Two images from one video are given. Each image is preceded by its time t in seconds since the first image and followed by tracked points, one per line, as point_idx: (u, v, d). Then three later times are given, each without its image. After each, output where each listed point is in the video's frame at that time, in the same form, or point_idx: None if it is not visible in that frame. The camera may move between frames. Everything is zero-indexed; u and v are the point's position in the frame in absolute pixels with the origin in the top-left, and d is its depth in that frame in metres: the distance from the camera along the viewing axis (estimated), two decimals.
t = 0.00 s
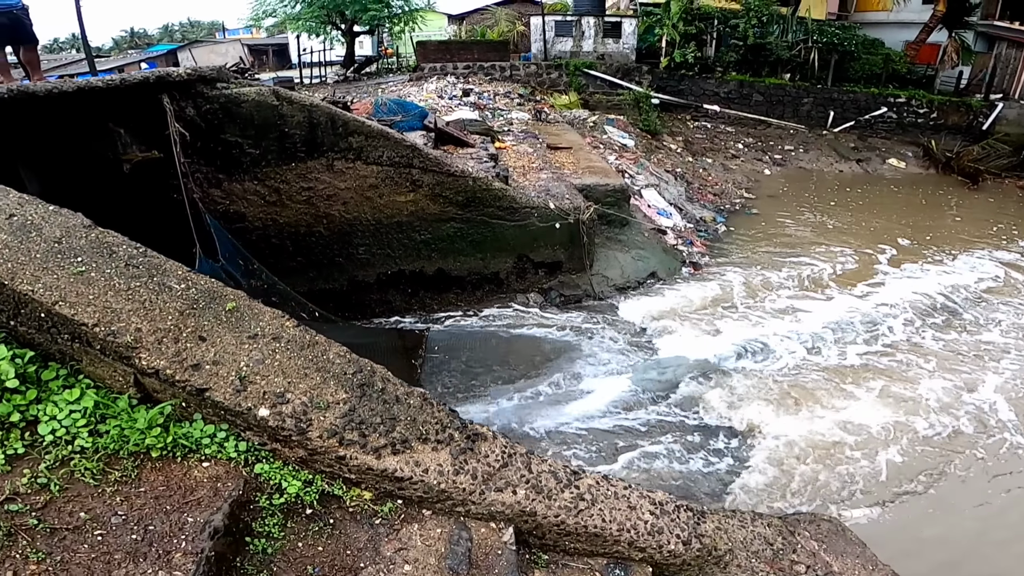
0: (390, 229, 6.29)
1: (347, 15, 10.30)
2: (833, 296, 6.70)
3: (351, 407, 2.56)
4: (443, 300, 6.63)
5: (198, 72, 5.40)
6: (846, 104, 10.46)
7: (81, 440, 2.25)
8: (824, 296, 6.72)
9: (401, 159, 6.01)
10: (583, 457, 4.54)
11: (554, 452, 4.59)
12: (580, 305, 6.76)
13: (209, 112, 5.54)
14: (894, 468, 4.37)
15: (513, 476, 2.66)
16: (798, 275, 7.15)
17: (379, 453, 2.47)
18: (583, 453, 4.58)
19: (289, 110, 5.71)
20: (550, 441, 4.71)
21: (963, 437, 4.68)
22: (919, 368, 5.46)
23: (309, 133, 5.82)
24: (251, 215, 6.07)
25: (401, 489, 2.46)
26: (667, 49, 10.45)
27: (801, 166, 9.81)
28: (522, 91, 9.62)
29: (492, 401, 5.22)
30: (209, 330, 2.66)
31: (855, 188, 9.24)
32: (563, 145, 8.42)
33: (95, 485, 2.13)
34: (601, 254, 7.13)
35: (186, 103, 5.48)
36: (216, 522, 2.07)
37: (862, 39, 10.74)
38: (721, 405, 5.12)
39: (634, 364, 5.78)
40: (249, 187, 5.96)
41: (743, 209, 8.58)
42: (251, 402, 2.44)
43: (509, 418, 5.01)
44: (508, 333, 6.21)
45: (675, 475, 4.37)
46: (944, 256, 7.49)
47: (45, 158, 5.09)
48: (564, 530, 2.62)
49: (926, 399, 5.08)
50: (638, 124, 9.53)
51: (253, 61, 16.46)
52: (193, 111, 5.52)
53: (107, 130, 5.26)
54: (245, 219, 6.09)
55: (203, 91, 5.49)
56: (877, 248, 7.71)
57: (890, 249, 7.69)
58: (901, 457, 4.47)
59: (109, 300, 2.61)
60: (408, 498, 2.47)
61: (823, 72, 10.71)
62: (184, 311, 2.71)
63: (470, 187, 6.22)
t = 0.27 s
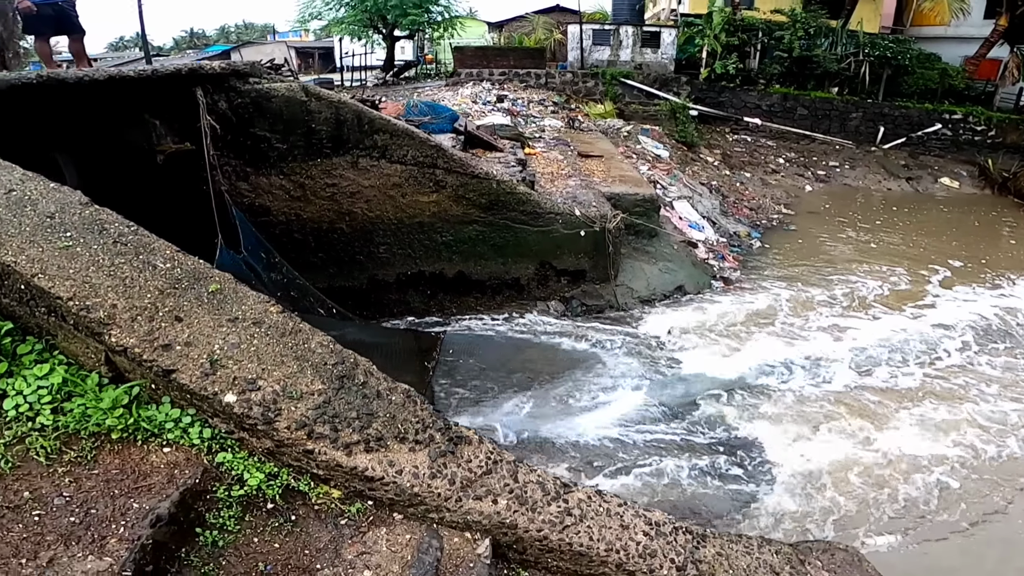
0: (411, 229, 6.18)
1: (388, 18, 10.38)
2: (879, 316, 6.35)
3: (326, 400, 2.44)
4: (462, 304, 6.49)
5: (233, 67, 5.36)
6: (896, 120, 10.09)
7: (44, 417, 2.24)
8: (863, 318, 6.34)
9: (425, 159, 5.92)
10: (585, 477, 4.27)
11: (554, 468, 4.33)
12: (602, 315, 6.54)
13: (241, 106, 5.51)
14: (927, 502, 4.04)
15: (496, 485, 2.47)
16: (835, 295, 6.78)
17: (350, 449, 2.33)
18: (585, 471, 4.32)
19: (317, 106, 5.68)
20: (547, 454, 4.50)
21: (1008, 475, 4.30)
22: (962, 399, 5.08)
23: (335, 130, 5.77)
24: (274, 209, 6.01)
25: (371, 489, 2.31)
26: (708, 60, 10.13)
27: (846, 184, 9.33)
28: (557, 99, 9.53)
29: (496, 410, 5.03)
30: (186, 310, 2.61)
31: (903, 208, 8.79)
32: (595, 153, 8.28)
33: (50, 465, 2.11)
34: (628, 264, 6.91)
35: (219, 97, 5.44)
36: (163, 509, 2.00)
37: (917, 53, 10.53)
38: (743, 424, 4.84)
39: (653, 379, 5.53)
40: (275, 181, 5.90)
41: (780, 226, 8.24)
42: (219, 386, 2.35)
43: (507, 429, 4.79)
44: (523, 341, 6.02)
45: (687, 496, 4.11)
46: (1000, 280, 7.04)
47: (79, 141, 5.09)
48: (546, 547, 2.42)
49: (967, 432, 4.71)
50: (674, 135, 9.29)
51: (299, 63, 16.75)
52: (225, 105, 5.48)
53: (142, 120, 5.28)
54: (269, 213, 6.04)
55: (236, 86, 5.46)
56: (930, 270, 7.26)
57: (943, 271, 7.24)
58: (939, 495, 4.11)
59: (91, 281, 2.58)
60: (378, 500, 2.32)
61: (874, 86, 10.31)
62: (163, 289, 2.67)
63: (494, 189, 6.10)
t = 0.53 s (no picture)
0: (430, 225, 5.92)
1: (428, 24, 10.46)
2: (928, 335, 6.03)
3: (277, 360, 2.30)
4: (478, 303, 6.18)
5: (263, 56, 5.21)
6: (954, 138, 9.87)
7: None
8: (902, 341, 5.94)
9: (447, 154, 5.69)
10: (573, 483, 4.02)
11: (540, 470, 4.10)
12: (622, 324, 6.25)
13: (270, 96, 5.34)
14: (954, 534, 3.71)
15: (453, 468, 2.23)
16: (870, 313, 6.46)
17: (293, 414, 2.17)
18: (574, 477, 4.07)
19: (342, 97, 5.45)
20: (537, 456, 4.29)
21: None
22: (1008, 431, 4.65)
23: (358, 121, 5.53)
24: (296, 198, 5.77)
25: (310, 460, 2.13)
26: (751, 74, 10.08)
27: (895, 203, 8.96)
28: (592, 108, 9.48)
29: (497, 413, 4.80)
30: (150, 260, 2.53)
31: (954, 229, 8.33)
32: (627, 161, 8.09)
33: None
34: (651, 273, 6.65)
35: (249, 87, 5.30)
36: (76, 461, 1.93)
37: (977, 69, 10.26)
38: (765, 439, 4.52)
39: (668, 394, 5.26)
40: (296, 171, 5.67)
41: (820, 242, 7.99)
42: (163, 336, 2.25)
43: (502, 430, 4.59)
44: (536, 344, 5.74)
45: (685, 508, 3.81)
46: None
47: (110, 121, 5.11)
48: (501, 542, 2.16)
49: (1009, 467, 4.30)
50: (711, 147, 9.18)
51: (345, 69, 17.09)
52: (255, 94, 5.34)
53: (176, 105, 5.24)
54: (290, 203, 5.80)
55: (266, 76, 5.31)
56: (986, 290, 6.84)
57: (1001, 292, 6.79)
58: (969, 530, 3.73)
59: (65, 229, 2.55)
60: (317, 473, 2.13)
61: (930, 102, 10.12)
62: (132, 240, 2.59)
63: (516, 188, 5.84)
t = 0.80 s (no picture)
0: (434, 229, 5.82)
1: (450, 31, 10.87)
2: (957, 347, 5.85)
3: (232, 351, 2.31)
4: (482, 308, 6.08)
5: (274, 60, 5.17)
6: (984, 147, 9.87)
7: None
8: (917, 354, 5.75)
9: (452, 158, 5.60)
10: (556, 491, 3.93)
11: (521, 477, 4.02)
12: (628, 332, 6.09)
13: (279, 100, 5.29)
14: (966, 552, 3.49)
15: (402, 466, 2.17)
16: (885, 323, 6.32)
17: (241, 404, 2.17)
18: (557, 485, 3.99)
19: (348, 102, 5.40)
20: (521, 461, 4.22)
21: None
22: None
23: (364, 125, 5.47)
24: (304, 200, 5.71)
25: (255, 450, 2.12)
26: (773, 82, 10.06)
27: (922, 213, 8.99)
28: (610, 116, 9.51)
29: (490, 417, 4.73)
30: (119, 253, 2.59)
31: (983, 242, 8.20)
32: (641, 168, 8.02)
33: None
34: (660, 281, 6.53)
35: (258, 91, 5.26)
36: (24, 441, 1.96)
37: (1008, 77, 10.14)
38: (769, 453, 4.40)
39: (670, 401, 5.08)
40: (303, 172, 5.62)
41: (840, 252, 7.89)
42: (120, 325, 2.29)
43: (492, 433, 4.52)
44: (538, 350, 5.63)
45: (670, 520, 3.72)
46: None
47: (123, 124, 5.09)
48: (448, 544, 2.06)
49: None
50: (731, 155, 9.18)
51: (371, 75, 17.38)
52: (265, 99, 5.29)
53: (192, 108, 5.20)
54: (299, 205, 5.74)
55: (275, 80, 5.27)
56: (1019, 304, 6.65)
57: None
58: (985, 548, 3.52)
59: (49, 223, 2.63)
60: (261, 463, 2.12)
61: (961, 111, 10.11)
62: (107, 233, 2.66)
63: (521, 193, 5.76)
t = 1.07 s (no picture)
0: (455, 233, 5.74)
1: (483, 40, 11.24)
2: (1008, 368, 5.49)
3: (214, 339, 2.30)
4: (501, 315, 5.99)
5: (300, 63, 5.13)
6: None
7: None
8: (954, 372, 5.46)
9: (473, 163, 5.48)
10: (556, 503, 3.84)
11: (522, 490, 3.95)
12: (649, 343, 5.93)
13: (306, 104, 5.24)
14: None
15: (375, 461, 2.11)
16: (920, 339, 6.07)
17: (216, 392, 2.14)
18: (558, 497, 3.89)
19: (372, 105, 5.34)
20: (524, 471, 4.16)
21: None
22: None
23: (387, 129, 5.39)
24: (328, 203, 5.68)
25: (226, 438, 2.10)
26: (813, 91, 9.95)
27: (971, 229, 8.62)
28: (642, 125, 9.62)
29: (500, 426, 4.64)
30: (117, 241, 2.61)
31: None
32: (670, 177, 7.90)
33: None
34: (685, 292, 6.35)
35: (286, 94, 5.22)
36: None
37: None
38: (792, 469, 4.21)
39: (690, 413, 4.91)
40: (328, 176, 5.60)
41: (879, 267, 7.57)
42: (105, 308, 2.31)
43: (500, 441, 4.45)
44: (555, 359, 5.50)
45: (673, 538, 3.57)
46: None
47: (158, 124, 5.24)
48: (416, 545, 1.96)
49: None
50: (766, 167, 9.17)
51: (405, 83, 17.77)
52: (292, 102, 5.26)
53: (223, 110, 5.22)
54: (322, 207, 5.71)
55: (302, 83, 5.23)
56: None
57: None
58: None
59: (54, 211, 2.66)
60: (230, 451, 2.09)
61: (1013, 122, 9.73)
62: (108, 222, 2.69)
63: (541, 199, 5.62)
